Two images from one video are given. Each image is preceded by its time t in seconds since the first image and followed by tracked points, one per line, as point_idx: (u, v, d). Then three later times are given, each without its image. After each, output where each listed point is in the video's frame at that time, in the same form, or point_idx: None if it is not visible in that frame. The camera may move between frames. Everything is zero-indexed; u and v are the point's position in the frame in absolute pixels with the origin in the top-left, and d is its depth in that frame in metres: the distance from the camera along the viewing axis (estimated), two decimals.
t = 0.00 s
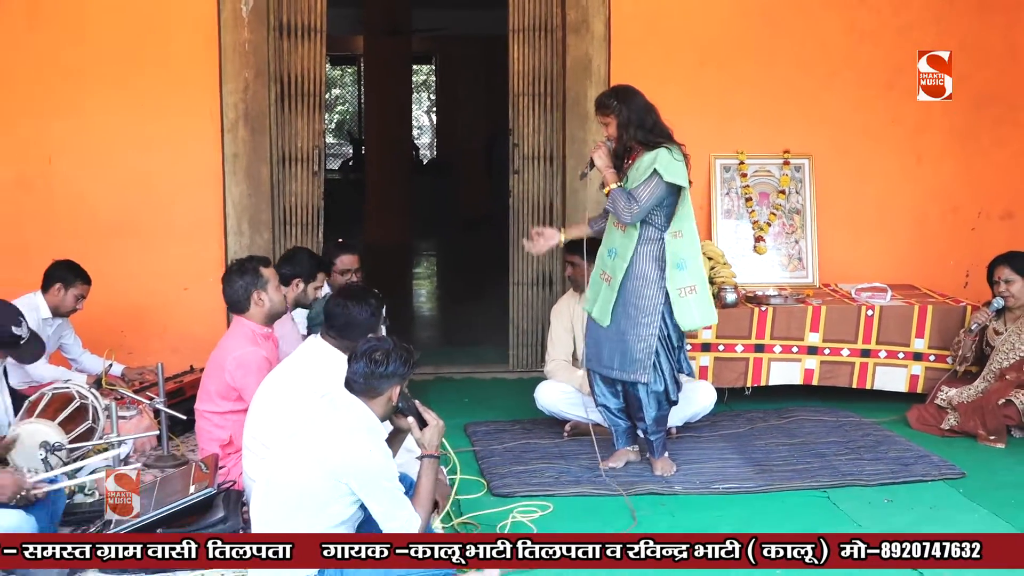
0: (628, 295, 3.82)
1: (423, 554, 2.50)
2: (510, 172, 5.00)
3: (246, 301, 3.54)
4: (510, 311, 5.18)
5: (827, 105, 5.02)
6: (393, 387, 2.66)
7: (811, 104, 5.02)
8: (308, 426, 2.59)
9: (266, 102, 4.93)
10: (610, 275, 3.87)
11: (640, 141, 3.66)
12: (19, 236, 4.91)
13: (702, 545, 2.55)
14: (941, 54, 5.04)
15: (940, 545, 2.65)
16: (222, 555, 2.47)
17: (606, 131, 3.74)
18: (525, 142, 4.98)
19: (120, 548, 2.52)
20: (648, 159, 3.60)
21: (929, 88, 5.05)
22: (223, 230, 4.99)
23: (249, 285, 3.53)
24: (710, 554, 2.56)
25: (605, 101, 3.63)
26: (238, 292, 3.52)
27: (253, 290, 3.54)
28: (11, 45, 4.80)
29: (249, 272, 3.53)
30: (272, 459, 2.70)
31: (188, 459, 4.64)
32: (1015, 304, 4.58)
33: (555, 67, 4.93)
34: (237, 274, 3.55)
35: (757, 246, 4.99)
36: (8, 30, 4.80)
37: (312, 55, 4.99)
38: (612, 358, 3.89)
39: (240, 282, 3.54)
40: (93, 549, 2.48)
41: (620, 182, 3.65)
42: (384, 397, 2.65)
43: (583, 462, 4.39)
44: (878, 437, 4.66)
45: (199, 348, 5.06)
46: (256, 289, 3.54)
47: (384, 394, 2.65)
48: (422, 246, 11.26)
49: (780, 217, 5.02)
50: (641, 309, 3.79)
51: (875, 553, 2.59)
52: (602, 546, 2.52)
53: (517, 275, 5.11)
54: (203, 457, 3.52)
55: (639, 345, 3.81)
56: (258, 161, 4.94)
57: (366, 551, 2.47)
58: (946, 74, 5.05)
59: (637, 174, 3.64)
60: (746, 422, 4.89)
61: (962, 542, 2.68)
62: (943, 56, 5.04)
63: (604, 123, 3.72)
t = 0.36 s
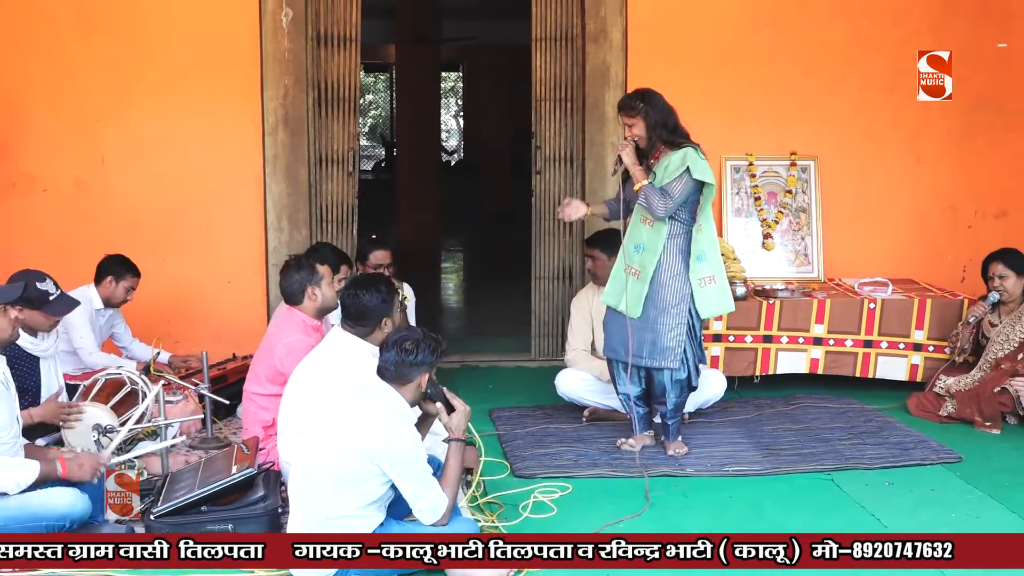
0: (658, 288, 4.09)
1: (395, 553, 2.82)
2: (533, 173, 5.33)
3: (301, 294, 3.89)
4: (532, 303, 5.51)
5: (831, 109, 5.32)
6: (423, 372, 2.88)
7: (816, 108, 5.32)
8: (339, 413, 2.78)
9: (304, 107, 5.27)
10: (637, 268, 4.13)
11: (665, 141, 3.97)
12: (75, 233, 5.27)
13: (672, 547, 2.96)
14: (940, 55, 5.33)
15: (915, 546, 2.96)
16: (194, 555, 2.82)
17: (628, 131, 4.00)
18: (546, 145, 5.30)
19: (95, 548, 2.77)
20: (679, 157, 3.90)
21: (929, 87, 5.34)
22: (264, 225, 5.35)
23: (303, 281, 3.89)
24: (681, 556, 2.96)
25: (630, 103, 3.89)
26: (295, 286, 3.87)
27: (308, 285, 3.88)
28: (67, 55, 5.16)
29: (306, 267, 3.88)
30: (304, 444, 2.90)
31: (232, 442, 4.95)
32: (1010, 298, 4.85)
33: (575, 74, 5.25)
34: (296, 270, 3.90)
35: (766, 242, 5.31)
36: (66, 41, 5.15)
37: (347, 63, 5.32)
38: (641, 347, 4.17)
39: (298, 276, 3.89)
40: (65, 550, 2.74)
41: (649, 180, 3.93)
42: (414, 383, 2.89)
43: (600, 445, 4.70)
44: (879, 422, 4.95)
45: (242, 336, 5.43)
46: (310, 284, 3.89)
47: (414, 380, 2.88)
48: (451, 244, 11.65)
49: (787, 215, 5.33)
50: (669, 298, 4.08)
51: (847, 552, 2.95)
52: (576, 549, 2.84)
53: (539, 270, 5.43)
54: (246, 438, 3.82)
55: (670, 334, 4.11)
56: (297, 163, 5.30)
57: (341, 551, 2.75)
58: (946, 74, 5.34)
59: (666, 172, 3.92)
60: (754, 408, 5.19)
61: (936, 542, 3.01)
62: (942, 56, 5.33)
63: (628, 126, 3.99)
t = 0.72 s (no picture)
0: (667, 283, 4.48)
1: (367, 554, 3.13)
2: (542, 177, 5.79)
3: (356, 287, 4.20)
4: (543, 296, 5.98)
5: (819, 117, 5.75)
6: (442, 361, 3.23)
7: (806, 115, 5.74)
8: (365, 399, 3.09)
9: (332, 115, 5.72)
10: (647, 265, 4.50)
11: (672, 149, 4.39)
12: (122, 231, 5.74)
13: (644, 548, 3.24)
14: (941, 55, 5.73)
15: (885, 546, 3.15)
16: (166, 554, 3.17)
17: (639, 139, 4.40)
18: (555, 150, 5.77)
19: (63, 548, 3.15)
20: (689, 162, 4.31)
21: (930, 87, 5.75)
22: (296, 225, 5.81)
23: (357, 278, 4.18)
24: (652, 555, 3.24)
25: (643, 113, 4.30)
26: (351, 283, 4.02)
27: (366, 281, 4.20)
28: (116, 68, 5.62)
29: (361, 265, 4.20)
30: (330, 431, 3.23)
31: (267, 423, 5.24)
32: (982, 292, 5.28)
33: (581, 84, 5.70)
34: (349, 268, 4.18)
35: (758, 240, 5.68)
36: (114, 55, 5.61)
37: (372, 75, 5.77)
38: (649, 337, 4.53)
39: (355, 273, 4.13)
40: (36, 549, 3.10)
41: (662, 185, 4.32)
42: (434, 370, 3.24)
43: (605, 428, 5.11)
44: (862, 407, 5.38)
45: (275, 326, 5.90)
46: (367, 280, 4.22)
47: (434, 367, 3.23)
48: (466, 244, 12.14)
49: (778, 215, 5.72)
50: (676, 292, 4.48)
51: (819, 553, 3.23)
52: (548, 548, 3.15)
53: (549, 266, 5.91)
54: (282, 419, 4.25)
55: (674, 325, 4.50)
56: (326, 167, 5.75)
57: (312, 548, 3.15)
58: (946, 73, 5.75)
59: (677, 177, 4.33)
60: (747, 394, 5.63)
61: (907, 543, 3.17)
62: (942, 57, 5.73)
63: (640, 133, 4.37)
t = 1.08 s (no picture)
0: (676, 276, 4.75)
1: (339, 554, 3.46)
2: (550, 180, 6.18)
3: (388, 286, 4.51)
4: (551, 292, 6.35)
5: (808, 122, 6.18)
6: (454, 353, 3.50)
7: (796, 121, 6.17)
8: (386, 388, 3.41)
9: (353, 122, 6.09)
10: (658, 260, 4.74)
11: (682, 154, 4.70)
12: (154, 231, 6.12)
13: (614, 550, 3.46)
14: (943, 54, 6.16)
15: (857, 547, 3.49)
16: (136, 554, 3.39)
17: (649, 140, 4.64)
18: (562, 153, 6.14)
19: (36, 549, 3.39)
20: (697, 161, 4.64)
21: (930, 87, 6.17)
22: (318, 225, 6.18)
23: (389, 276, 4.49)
24: (621, 557, 3.46)
25: (660, 113, 4.57)
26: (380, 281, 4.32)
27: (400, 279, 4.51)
28: (149, 78, 5.99)
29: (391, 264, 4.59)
30: (354, 414, 3.54)
31: (288, 411, 5.48)
32: (965, 289, 5.52)
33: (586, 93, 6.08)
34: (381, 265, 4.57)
35: (754, 240, 6.11)
36: (147, 66, 5.98)
37: (391, 81, 6.11)
38: (658, 328, 4.78)
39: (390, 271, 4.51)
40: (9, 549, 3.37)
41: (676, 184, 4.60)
42: (447, 361, 3.51)
43: (609, 416, 5.37)
44: (852, 397, 5.65)
45: (297, 320, 6.27)
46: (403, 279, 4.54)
47: (447, 359, 3.50)
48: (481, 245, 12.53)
49: (772, 215, 6.14)
50: (683, 285, 4.77)
51: (791, 553, 3.52)
52: (516, 547, 3.46)
53: (557, 263, 6.28)
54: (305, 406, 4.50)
55: (684, 317, 4.79)
56: (346, 170, 6.13)
57: (281, 550, 3.39)
58: (946, 73, 6.17)
59: (687, 175, 4.63)
60: (743, 384, 5.97)
61: (879, 544, 3.51)
62: (944, 55, 6.15)
63: (649, 134, 4.61)
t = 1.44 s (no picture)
0: (686, 274, 4.79)
1: (312, 554, 3.47)
2: (552, 180, 6.23)
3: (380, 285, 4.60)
4: (553, 291, 6.39)
5: (808, 122, 6.21)
6: (457, 352, 3.50)
7: (796, 122, 6.21)
8: (390, 386, 3.44)
9: (355, 122, 6.12)
10: (667, 259, 4.77)
11: (686, 155, 4.72)
12: (158, 231, 6.15)
13: (588, 549, 3.47)
14: (942, 54, 6.19)
15: (829, 547, 3.53)
16: (107, 553, 3.41)
17: (653, 141, 4.64)
18: (564, 153, 6.20)
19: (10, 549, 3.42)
20: (704, 161, 4.64)
21: (930, 86, 6.21)
22: (321, 225, 6.21)
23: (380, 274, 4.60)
24: (594, 556, 3.46)
25: (662, 114, 4.58)
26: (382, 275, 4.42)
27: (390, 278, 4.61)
28: (152, 79, 6.02)
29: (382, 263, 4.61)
30: (358, 409, 3.59)
31: (292, 410, 5.51)
32: (965, 288, 5.56)
33: (588, 93, 6.13)
34: (374, 264, 4.63)
35: (755, 240, 6.15)
36: (151, 67, 6.01)
37: (394, 82, 6.17)
38: (668, 326, 4.81)
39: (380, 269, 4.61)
40: None
41: (686, 185, 4.62)
42: (450, 360, 3.51)
43: (611, 415, 5.40)
44: (852, 396, 5.68)
45: (300, 319, 6.31)
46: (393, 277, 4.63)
47: (450, 357, 3.50)
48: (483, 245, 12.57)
49: (773, 214, 6.18)
50: (691, 282, 4.81)
51: (762, 552, 3.53)
52: (489, 548, 3.49)
53: (559, 263, 6.33)
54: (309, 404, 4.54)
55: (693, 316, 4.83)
56: (349, 171, 6.15)
57: (254, 549, 3.43)
58: (946, 73, 6.21)
59: (696, 176, 4.65)
60: (744, 383, 6.00)
61: (851, 544, 3.55)
62: (943, 56, 6.19)
63: (652, 135, 4.61)
